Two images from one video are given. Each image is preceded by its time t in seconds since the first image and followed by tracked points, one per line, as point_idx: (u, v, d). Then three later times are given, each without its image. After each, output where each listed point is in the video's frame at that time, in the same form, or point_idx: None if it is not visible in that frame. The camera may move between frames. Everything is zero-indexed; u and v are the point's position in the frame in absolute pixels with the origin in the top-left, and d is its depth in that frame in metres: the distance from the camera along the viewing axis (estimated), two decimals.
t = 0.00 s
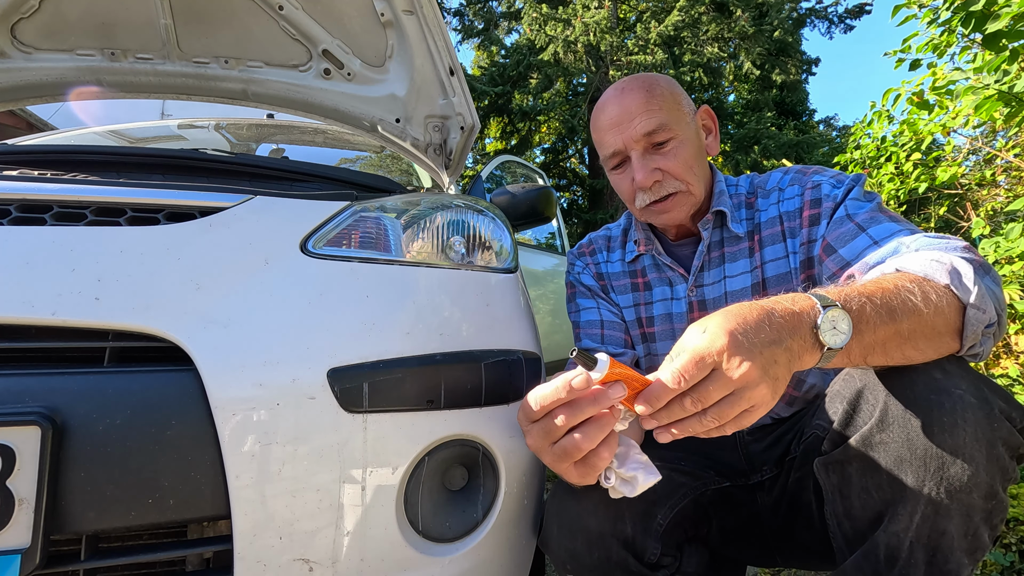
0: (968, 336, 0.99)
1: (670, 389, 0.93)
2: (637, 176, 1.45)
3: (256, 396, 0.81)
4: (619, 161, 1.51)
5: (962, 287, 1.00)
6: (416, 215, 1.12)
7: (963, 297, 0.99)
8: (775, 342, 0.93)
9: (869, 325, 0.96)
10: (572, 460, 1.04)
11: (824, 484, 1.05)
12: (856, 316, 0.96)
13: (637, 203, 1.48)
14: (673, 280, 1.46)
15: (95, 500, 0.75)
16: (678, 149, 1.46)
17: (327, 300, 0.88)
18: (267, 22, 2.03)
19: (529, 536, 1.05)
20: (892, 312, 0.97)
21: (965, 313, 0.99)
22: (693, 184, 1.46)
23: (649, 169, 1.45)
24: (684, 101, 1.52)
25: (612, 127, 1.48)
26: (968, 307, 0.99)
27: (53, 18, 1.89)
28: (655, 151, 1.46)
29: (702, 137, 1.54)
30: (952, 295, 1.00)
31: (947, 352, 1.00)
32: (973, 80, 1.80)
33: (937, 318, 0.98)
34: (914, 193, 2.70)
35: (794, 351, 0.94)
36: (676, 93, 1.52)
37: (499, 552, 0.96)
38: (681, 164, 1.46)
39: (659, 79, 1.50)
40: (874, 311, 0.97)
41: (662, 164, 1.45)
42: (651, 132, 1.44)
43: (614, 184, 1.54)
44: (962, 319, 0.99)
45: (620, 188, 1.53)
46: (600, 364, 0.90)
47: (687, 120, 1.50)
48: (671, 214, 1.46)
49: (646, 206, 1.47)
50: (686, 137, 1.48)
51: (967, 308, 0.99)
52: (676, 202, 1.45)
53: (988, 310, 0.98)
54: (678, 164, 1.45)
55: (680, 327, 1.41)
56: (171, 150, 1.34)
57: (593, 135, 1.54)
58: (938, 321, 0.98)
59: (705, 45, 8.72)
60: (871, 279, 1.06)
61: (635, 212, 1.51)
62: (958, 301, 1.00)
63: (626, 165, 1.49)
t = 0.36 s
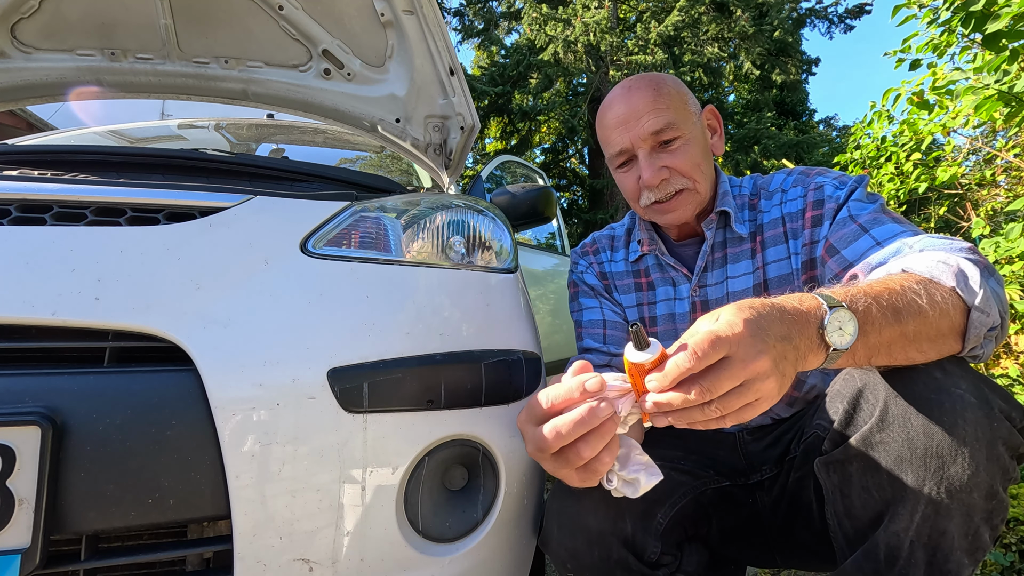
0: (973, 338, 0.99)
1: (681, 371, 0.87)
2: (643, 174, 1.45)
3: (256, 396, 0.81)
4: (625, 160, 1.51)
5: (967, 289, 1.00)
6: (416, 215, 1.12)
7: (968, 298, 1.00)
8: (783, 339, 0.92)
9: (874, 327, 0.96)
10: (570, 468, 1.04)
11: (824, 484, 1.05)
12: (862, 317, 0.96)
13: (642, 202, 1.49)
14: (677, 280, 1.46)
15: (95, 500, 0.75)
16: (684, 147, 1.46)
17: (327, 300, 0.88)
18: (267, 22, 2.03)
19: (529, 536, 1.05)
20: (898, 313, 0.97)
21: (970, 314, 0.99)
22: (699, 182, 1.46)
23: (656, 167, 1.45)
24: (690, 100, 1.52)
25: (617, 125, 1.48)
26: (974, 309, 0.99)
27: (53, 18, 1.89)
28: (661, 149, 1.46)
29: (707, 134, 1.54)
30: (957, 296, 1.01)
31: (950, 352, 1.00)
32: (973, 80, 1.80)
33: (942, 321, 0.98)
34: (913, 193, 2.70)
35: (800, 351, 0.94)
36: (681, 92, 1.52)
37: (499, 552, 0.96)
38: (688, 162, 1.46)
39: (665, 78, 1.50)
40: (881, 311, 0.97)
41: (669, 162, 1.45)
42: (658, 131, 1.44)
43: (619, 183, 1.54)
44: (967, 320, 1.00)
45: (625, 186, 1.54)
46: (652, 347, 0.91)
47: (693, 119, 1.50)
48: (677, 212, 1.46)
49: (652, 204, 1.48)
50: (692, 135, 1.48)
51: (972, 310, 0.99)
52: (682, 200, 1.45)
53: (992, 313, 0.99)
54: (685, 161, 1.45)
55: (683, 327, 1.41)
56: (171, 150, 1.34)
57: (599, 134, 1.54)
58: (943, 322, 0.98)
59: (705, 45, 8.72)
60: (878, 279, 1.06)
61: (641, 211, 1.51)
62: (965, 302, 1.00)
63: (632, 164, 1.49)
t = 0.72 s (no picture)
0: (967, 341, 0.99)
1: (725, 367, 0.83)
2: (644, 174, 1.45)
3: (256, 396, 0.81)
4: (626, 161, 1.51)
5: (967, 290, 1.00)
6: (416, 215, 1.12)
7: (967, 301, 1.00)
8: (797, 341, 0.92)
9: (869, 332, 0.95)
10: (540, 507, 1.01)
11: (822, 484, 1.05)
12: (859, 320, 0.95)
13: (644, 201, 1.48)
14: (677, 280, 1.46)
15: (95, 500, 0.75)
16: (684, 147, 1.46)
17: (327, 300, 0.88)
18: (267, 22, 2.03)
19: (529, 536, 1.05)
20: (896, 318, 0.96)
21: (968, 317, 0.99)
22: (700, 181, 1.46)
23: (656, 167, 1.45)
24: (687, 101, 1.52)
25: (617, 126, 1.48)
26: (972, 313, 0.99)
27: (53, 17, 1.89)
28: (661, 149, 1.46)
29: (706, 135, 1.54)
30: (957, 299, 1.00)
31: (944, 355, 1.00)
32: (973, 80, 1.80)
33: (939, 325, 0.98)
34: (914, 193, 2.70)
35: (803, 345, 0.92)
36: (679, 93, 1.52)
37: (499, 551, 0.96)
38: (688, 161, 1.46)
39: (664, 79, 1.51)
40: (880, 313, 0.96)
41: (669, 162, 1.45)
42: (658, 131, 1.45)
43: (620, 184, 1.54)
44: (964, 322, 1.00)
45: (626, 187, 1.53)
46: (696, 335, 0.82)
47: (692, 119, 1.50)
48: (679, 212, 1.46)
49: (653, 205, 1.47)
50: (691, 135, 1.48)
51: (971, 313, 0.99)
52: (684, 199, 1.45)
53: (991, 315, 0.99)
54: (685, 160, 1.45)
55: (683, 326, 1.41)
56: (171, 150, 1.34)
57: (599, 135, 1.54)
58: (940, 326, 0.98)
59: (705, 45, 8.72)
60: (878, 279, 1.05)
61: (643, 212, 1.50)
62: (964, 305, 1.00)
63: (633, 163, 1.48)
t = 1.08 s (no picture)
0: (963, 342, 0.99)
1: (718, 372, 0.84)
2: (643, 173, 1.45)
3: (256, 396, 0.81)
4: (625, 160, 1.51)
5: (961, 291, 1.00)
6: (416, 215, 1.12)
7: (961, 301, 1.00)
8: (792, 346, 0.92)
9: (861, 334, 0.96)
10: (602, 476, 1.06)
11: (819, 485, 1.06)
12: (849, 321, 0.95)
13: (644, 200, 1.48)
14: (677, 280, 1.46)
15: (95, 500, 0.75)
16: (683, 146, 1.46)
17: (327, 300, 0.88)
18: (267, 22, 2.03)
19: (529, 536, 1.05)
20: (888, 319, 0.96)
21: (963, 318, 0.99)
22: (699, 181, 1.45)
23: (655, 166, 1.45)
24: (687, 101, 1.52)
25: (616, 125, 1.48)
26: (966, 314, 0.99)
27: (53, 18, 1.89)
28: (660, 148, 1.46)
29: (706, 135, 1.54)
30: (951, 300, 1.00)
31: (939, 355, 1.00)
32: (973, 80, 1.80)
33: (933, 325, 0.97)
34: (914, 193, 2.70)
35: (793, 349, 0.92)
36: (679, 93, 1.52)
37: (499, 551, 0.96)
38: (688, 161, 1.46)
39: (664, 79, 1.51)
40: (871, 314, 0.96)
41: (668, 161, 1.45)
42: (657, 130, 1.45)
43: (620, 184, 1.54)
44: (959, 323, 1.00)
45: (625, 187, 1.53)
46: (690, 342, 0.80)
47: (691, 119, 1.50)
48: (677, 212, 1.45)
49: (652, 204, 1.47)
50: (691, 135, 1.48)
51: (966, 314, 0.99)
52: (683, 199, 1.45)
53: (985, 316, 0.99)
54: (684, 160, 1.45)
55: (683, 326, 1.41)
56: (171, 150, 1.34)
57: (599, 136, 1.55)
58: (934, 326, 0.98)
59: (705, 45, 8.72)
60: (872, 280, 1.06)
61: (642, 212, 1.50)
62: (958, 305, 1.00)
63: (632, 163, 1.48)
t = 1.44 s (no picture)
0: None
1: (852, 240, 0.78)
2: (707, 178, 1.29)
3: (256, 396, 0.81)
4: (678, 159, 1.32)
5: None
6: (416, 215, 1.12)
7: None
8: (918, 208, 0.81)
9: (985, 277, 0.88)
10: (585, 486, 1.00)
11: (787, 481, 1.04)
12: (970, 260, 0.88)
13: (690, 207, 1.31)
14: (675, 280, 1.41)
15: (95, 500, 0.75)
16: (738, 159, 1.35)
17: (327, 300, 0.88)
18: (267, 22, 2.03)
19: (529, 536, 1.05)
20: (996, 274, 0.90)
21: None
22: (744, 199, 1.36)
23: (720, 175, 1.30)
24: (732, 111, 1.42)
25: (683, 123, 1.30)
26: None
27: (53, 17, 1.89)
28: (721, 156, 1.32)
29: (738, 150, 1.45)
30: None
31: None
32: (973, 80, 1.80)
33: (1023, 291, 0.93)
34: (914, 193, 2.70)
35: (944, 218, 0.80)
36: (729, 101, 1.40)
37: (499, 551, 0.96)
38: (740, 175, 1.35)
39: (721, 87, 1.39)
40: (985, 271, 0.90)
41: (730, 171, 1.31)
42: (725, 138, 1.31)
43: (663, 184, 1.34)
44: None
45: (666, 187, 1.34)
46: (619, 330, 0.91)
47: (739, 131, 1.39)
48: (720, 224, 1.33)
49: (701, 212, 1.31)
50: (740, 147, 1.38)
51: None
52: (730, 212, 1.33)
53: None
54: (739, 173, 1.34)
55: (681, 329, 1.37)
56: (171, 150, 1.34)
57: (649, 127, 1.36)
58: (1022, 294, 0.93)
59: (705, 45, 8.71)
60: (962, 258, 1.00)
61: (684, 216, 1.33)
62: None
63: (686, 164, 1.31)
